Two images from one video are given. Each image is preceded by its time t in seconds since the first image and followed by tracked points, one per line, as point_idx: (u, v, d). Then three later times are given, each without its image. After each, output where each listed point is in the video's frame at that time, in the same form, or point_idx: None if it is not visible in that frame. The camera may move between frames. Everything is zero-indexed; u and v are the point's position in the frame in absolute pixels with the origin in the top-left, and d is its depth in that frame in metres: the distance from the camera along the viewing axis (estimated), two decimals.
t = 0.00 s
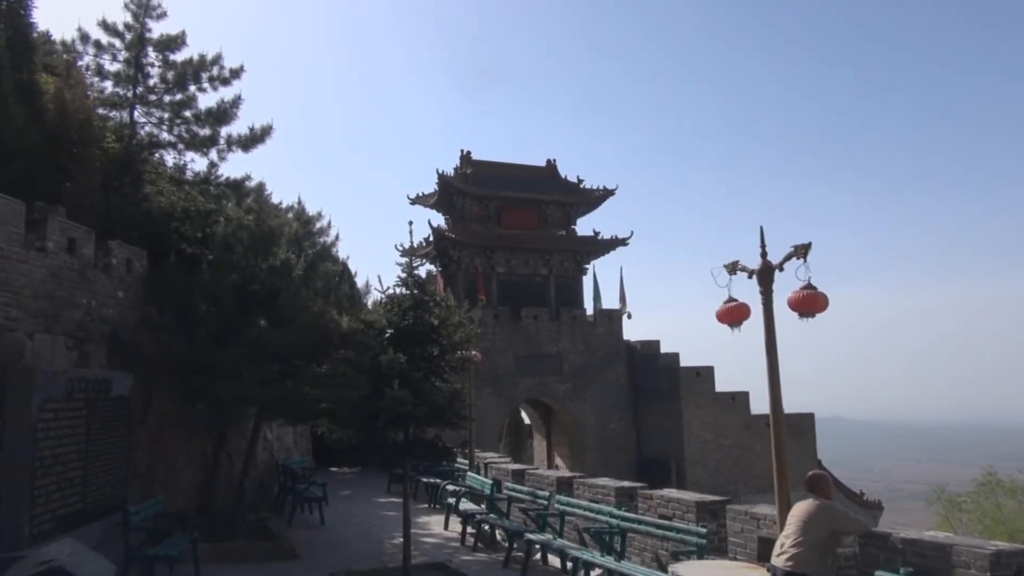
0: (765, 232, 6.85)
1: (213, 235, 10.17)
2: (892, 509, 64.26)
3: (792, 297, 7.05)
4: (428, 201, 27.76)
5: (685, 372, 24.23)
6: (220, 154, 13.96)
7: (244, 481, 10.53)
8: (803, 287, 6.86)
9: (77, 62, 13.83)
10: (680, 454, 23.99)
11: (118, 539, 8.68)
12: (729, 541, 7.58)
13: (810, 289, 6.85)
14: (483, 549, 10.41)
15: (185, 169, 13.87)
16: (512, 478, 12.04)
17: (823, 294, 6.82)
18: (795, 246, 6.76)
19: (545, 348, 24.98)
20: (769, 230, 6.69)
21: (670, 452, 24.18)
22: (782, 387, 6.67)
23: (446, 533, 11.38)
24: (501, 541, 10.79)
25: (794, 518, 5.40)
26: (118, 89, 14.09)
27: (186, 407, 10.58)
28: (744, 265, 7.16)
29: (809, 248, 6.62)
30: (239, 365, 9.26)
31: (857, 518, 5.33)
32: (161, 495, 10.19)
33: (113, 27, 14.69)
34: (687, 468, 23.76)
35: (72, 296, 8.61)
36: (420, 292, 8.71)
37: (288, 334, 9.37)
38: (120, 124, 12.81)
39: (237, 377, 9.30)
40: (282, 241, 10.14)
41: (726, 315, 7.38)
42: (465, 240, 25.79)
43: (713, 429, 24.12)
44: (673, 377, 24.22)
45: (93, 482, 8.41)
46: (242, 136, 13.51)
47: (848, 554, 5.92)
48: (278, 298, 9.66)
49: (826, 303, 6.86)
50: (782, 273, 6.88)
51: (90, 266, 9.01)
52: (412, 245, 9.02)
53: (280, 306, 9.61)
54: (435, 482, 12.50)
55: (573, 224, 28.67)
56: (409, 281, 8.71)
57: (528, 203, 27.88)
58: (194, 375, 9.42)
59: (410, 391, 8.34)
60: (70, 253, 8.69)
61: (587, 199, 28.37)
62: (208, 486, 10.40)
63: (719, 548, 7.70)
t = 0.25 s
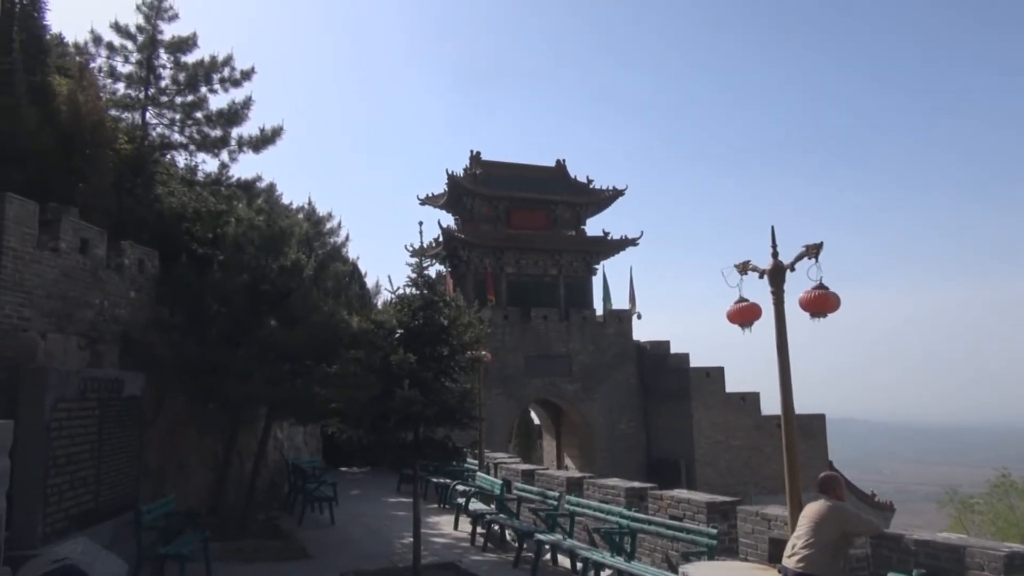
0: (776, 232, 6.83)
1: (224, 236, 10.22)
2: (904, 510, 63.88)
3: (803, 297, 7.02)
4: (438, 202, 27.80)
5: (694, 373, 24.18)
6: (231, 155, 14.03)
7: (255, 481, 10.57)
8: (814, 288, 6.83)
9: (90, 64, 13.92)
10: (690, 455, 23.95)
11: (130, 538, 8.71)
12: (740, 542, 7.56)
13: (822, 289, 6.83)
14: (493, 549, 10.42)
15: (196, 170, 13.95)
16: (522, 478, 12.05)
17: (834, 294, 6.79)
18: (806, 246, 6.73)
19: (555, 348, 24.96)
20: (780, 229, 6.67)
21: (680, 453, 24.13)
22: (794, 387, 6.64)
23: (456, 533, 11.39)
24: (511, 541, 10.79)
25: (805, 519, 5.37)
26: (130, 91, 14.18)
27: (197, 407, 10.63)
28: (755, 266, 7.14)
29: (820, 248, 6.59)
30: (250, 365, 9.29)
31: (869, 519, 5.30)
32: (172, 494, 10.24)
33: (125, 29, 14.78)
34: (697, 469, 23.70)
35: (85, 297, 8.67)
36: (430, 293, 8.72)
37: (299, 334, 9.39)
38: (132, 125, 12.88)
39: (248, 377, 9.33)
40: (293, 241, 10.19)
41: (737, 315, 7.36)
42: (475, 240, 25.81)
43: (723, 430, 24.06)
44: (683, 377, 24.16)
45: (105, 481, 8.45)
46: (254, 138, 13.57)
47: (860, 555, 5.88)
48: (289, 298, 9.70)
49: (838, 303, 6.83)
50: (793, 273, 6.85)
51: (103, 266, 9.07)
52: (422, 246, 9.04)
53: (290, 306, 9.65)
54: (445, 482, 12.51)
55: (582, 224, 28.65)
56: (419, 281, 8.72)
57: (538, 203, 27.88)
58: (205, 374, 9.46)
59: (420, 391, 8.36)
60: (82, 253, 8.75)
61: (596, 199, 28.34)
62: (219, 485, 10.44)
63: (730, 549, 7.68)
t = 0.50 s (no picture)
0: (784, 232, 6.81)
1: (231, 232, 10.25)
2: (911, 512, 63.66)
3: (811, 298, 7.00)
4: (445, 200, 27.81)
5: (701, 373, 24.14)
6: (239, 152, 14.06)
7: (261, 478, 10.58)
8: (822, 288, 6.81)
9: (99, 61, 13.98)
10: (696, 455, 23.91)
11: (136, 534, 8.74)
12: (746, 543, 7.54)
13: (830, 290, 6.80)
14: (498, 548, 10.42)
15: (204, 167, 13.98)
16: (527, 477, 12.04)
17: (843, 295, 6.77)
18: (814, 247, 6.71)
19: (561, 348, 24.95)
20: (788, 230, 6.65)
21: (685, 453, 24.10)
22: (801, 388, 6.62)
23: (461, 531, 11.39)
24: (515, 540, 10.80)
25: (812, 520, 5.35)
26: (140, 88, 14.23)
27: (203, 403, 10.65)
28: (763, 266, 7.12)
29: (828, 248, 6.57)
30: (256, 362, 9.31)
31: (876, 521, 5.28)
32: (178, 490, 10.27)
33: (134, 27, 14.84)
34: (702, 469, 23.66)
35: (93, 293, 8.70)
36: (437, 291, 8.72)
37: (305, 332, 9.41)
38: (141, 122, 12.93)
39: (254, 374, 9.35)
40: (300, 239, 10.21)
41: (744, 315, 7.34)
42: (481, 239, 25.82)
43: (728, 430, 24.01)
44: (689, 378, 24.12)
45: (112, 477, 8.48)
46: (262, 135, 13.60)
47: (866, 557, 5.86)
48: (296, 295, 9.72)
49: (846, 304, 6.80)
50: (801, 273, 6.83)
51: (111, 263, 9.11)
52: (428, 244, 9.04)
53: (297, 304, 9.66)
54: (450, 481, 12.52)
55: (589, 223, 28.63)
56: (426, 280, 8.72)
57: (545, 202, 27.87)
58: (211, 371, 9.48)
59: (426, 389, 8.36)
60: (91, 250, 8.78)
61: (603, 198, 28.32)
62: (225, 482, 10.47)
63: (735, 550, 7.66)
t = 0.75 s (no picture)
0: (795, 235, 6.79)
1: (241, 232, 10.30)
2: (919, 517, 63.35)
3: (821, 300, 6.97)
4: (454, 201, 27.84)
5: (709, 375, 24.09)
6: (249, 152, 14.12)
7: (269, 476, 10.61)
8: (833, 291, 6.78)
9: (111, 61, 14.06)
10: (703, 458, 23.86)
11: (145, 531, 8.77)
12: (754, 547, 7.52)
13: (841, 293, 6.77)
14: (505, 549, 10.42)
15: (215, 167, 14.04)
16: (534, 478, 12.04)
17: (853, 298, 6.74)
18: (824, 250, 6.68)
19: (569, 349, 24.93)
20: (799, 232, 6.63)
21: (693, 455, 24.05)
22: (810, 391, 6.59)
23: (468, 532, 11.40)
24: (522, 542, 10.80)
25: (820, 524, 5.32)
26: (151, 88, 14.30)
27: (212, 402, 10.70)
28: (773, 269, 7.10)
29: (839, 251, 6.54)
30: (265, 361, 9.34)
31: (885, 526, 5.25)
32: (187, 489, 10.32)
33: (146, 27, 14.92)
34: (710, 472, 23.60)
35: (104, 291, 8.75)
36: (446, 292, 8.72)
37: (314, 332, 9.44)
38: (152, 122, 13.00)
39: (263, 374, 9.38)
40: (309, 239, 10.25)
41: (754, 318, 7.32)
42: (490, 240, 25.83)
43: (736, 433, 23.96)
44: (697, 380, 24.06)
45: (121, 474, 8.51)
46: (272, 135, 13.65)
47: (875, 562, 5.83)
48: (305, 295, 9.75)
49: (856, 307, 6.77)
50: (811, 276, 6.80)
51: (122, 262, 9.16)
52: (437, 245, 9.05)
53: (307, 303, 9.70)
54: (458, 481, 12.53)
55: (598, 225, 28.61)
56: (434, 280, 8.73)
57: (553, 204, 27.87)
58: (221, 370, 9.52)
59: (435, 390, 8.37)
60: (102, 248, 8.83)
61: (612, 200, 28.30)
62: (234, 480, 10.50)
63: (743, 553, 7.64)
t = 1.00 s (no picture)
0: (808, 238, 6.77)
1: (253, 232, 10.35)
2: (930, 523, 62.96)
3: (834, 304, 6.94)
4: (465, 202, 27.89)
5: (719, 379, 24.02)
6: (261, 152, 14.18)
7: (279, 476, 10.65)
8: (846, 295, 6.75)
9: (126, 61, 14.16)
10: (713, 461, 23.78)
11: (156, 529, 8.82)
12: (764, 551, 7.49)
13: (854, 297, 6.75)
14: (514, 551, 10.42)
15: (227, 167, 14.11)
16: (544, 480, 12.03)
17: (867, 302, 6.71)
18: (837, 254, 6.65)
19: (578, 351, 24.90)
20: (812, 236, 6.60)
21: (702, 459, 23.98)
22: (822, 395, 6.56)
23: (477, 533, 11.40)
24: (531, 543, 10.79)
25: (832, 529, 5.30)
26: (165, 88, 14.39)
27: (223, 401, 10.74)
28: (785, 272, 7.08)
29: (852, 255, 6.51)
30: (276, 361, 9.38)
31: (898, 531, 5.22)
32: (198, 487, 10.36)
33: (161, 27, 15.01)
34: (719, 475, 23.52)
35: (118, 290, 8.81)
36: (457, 293, 8.73)
37: (325, 332, 9.47)
38: (166, 122, 13.08)
39: (274, 373, 9.42)
40: (321, 239, 10.30)
41: (766, 321, 7.30)
42: (500, 241, 25.84)
43: (746, 437, 23.88)
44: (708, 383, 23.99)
45: (133, 472, 8.56)
46: (285, 136, 13.71)
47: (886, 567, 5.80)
48: (316, 296, 9.79)
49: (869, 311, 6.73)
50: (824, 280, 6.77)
51: (135, 260, 9.21)
52: (449, 246, 9.06)
53: (318, 304, 9.74)
54: (467, 482, 12.54)
55: (608, 227, 28.59)
56: (445, 282, 8.75)
57: (564, 205, 27.86)
58: (232, 369, 9.56)
59: (445, 391, 8.38)
60: (116, 248, 8.89)
61: (623, 202, 28.27)
62: (244, 479, 10.54)
63: (754, 558, 7.61)
